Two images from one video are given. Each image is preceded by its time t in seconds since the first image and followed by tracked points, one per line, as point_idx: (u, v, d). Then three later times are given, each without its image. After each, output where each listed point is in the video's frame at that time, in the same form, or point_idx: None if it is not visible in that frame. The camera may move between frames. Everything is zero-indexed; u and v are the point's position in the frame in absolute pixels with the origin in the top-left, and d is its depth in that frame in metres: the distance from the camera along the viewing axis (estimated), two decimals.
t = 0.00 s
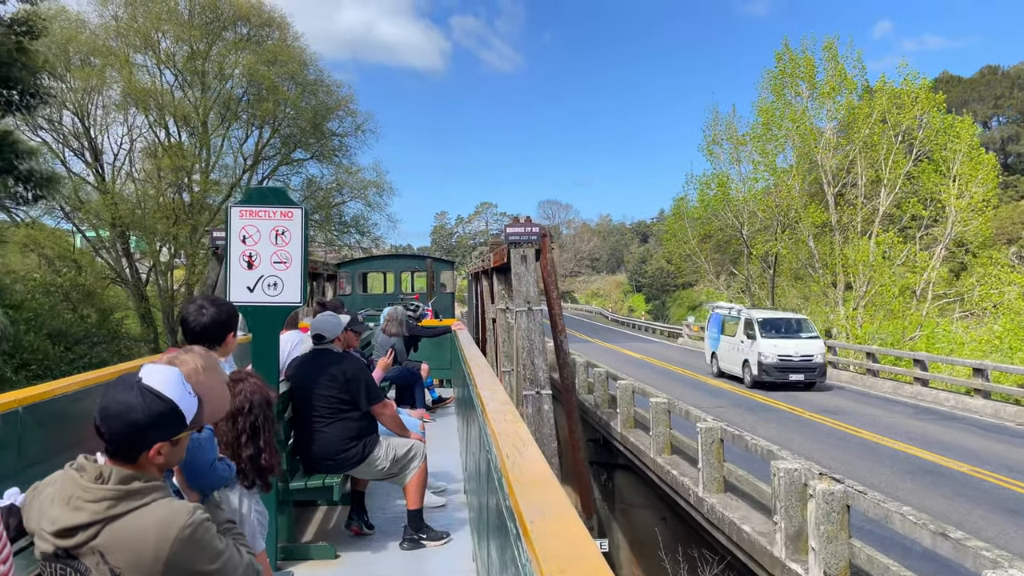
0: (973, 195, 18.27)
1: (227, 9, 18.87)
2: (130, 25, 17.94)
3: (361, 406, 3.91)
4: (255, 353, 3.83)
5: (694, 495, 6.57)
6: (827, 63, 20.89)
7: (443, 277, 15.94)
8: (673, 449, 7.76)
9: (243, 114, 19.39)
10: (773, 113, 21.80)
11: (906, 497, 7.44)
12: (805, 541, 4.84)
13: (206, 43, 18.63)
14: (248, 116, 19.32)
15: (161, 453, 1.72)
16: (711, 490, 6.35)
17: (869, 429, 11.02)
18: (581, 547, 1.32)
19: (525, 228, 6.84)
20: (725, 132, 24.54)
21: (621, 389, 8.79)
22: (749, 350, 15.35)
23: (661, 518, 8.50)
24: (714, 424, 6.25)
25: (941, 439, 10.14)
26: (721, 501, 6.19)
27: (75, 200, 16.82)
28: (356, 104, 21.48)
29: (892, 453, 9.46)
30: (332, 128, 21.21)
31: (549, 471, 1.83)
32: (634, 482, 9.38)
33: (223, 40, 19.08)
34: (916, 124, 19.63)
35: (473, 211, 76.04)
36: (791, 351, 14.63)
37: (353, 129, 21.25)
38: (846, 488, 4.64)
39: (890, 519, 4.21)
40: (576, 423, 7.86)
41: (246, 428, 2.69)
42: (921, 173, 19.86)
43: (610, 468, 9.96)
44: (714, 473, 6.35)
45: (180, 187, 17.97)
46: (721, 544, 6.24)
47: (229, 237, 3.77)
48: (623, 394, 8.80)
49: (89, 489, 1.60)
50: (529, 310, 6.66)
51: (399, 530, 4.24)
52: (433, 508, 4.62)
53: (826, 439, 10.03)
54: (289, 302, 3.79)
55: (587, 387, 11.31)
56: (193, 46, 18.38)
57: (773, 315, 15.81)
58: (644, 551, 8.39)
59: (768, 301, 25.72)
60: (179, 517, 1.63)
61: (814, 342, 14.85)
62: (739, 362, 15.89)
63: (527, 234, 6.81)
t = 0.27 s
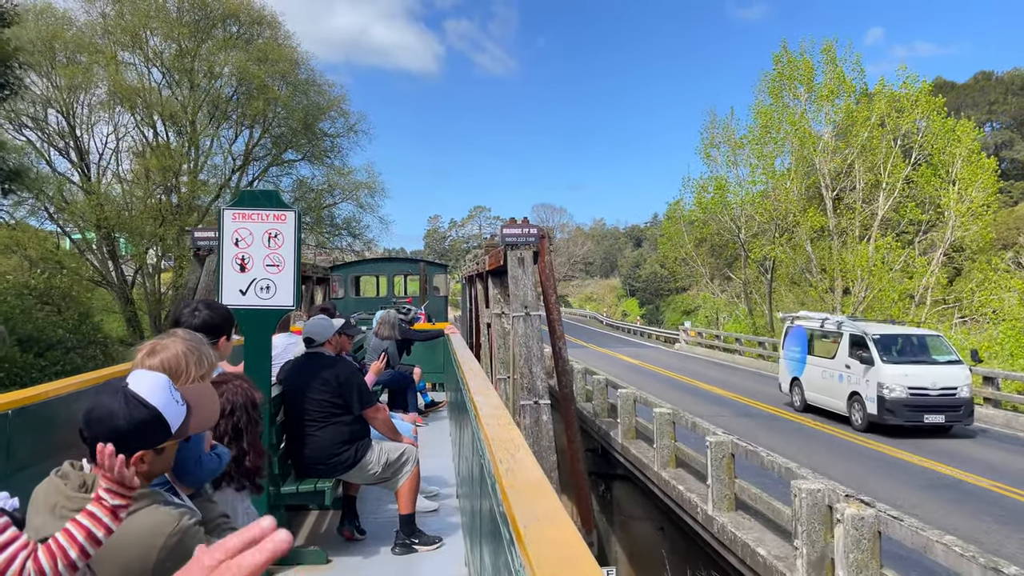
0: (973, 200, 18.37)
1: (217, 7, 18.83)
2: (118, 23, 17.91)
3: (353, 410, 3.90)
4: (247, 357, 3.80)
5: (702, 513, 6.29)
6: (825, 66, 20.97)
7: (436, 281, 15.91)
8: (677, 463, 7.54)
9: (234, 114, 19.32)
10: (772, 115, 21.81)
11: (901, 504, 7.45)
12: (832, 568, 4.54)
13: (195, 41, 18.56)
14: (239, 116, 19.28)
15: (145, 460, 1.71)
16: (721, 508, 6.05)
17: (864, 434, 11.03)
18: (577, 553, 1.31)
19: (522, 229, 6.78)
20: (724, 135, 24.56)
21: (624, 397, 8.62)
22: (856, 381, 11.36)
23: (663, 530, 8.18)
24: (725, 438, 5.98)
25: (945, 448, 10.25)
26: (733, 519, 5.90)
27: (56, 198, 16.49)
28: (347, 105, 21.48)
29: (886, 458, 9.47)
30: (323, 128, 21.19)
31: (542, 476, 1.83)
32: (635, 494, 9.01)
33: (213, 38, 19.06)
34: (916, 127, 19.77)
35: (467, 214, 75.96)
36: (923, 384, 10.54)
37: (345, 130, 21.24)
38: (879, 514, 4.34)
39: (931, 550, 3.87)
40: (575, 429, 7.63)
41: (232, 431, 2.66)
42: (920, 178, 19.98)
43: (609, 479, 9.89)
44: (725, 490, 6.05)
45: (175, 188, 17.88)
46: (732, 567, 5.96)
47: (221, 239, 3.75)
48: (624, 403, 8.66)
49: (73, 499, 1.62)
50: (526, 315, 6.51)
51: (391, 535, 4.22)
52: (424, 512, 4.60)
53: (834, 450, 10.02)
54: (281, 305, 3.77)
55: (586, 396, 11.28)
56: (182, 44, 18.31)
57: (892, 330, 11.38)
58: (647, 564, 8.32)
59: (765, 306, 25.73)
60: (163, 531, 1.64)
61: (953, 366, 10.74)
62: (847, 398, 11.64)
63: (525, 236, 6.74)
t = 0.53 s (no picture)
0: (971, 204, 18.78)
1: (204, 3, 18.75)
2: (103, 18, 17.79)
3: (341, 410, 3.88)
4: (234, 357, 3.79)
5: (708, 530, 5.96)
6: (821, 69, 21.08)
7: (427, 283, 15.90)
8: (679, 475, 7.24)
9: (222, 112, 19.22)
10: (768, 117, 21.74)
11: (890, 507, 7.48)
12: None
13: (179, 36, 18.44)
14: (228, 115, 19.17)
15: (119, 469, 1.69)
16: (730, 526, 5.73)
17: (854, 438, 11.05)
18: (561, 553, 1.31)
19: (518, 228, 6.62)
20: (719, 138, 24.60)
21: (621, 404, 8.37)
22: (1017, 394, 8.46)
23: (663, 543, 8.12)
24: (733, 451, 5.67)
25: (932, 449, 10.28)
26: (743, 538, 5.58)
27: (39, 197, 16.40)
28: (338, 104, 21.41)
29: (876, 461, 9.50)
30: (313, 127, 21.09)
31: (529, 477, 1.83)
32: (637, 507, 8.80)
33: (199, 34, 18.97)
34: (912, 130, 20.02)
35: (459, 215, 75.83)
36: None
37: (336, 129, 21.16)
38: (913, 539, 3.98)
39: None
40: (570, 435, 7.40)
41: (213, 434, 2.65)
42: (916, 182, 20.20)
43: (603, 487, 9.89)
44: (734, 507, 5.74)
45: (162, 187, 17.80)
46: None
47: (209, 239, 3.74)
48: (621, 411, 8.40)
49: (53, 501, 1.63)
50: (521, 318, 6.30)
51: (379, 536, 4.22)
52: (413, 513, 4.59)
53: (823, 451, 10.02)
54: (269, 305, 3.76)
55: (580, 400, 11.26)
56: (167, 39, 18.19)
57: None
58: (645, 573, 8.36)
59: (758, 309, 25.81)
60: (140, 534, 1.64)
61: None
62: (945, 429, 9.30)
63: (521, 236, 6.58)
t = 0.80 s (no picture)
0: (974, 205, 18.88)
1: None
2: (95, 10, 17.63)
3: (336, 409, 3.88)
4: (229, 356, 3.78)
5: (724, 547, 5.86)
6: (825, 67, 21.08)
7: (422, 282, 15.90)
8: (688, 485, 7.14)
9: (214, 105, 19.17)
10: (769, 118, 21.80)
11: (889, 511, 7.45)
12: None
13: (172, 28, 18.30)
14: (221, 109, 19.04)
15: (116, 471, 1.69)
16: (747, 545, 5.64)
17: (854, 442, 11.04)
18: (557, 553, 1.31)
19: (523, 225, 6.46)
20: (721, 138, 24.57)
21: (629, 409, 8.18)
22: None
23: (664, 554, 8.15)
24: (752, 467, 5.54)
25: (926, 454, 10.24)
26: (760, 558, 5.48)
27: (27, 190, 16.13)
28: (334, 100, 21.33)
29: (875, 465, 9.48)
30: (308, 123, 20.95)
31: (525, 477, 1.83)
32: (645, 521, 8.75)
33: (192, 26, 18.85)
34: (916, 131, 19.97)
35: (455, 214, 75.57)
36: None
37: (331, 124, 21.08)
38: (963, 573, 3.71)
39: None
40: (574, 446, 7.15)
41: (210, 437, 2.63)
42: (919, 183, 20.20)
43: (603, 495, 9.88)
44: (751, 525, 5.64)
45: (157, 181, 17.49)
46: None
47: (205, 237, 3.73)
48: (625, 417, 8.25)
49: (47, 503, 1.62)
50: (521, 321, 6.16)
51: (374, 536, 4.21)
52: (407, 513, 4.59)
53: (817, 453, 9.98)
54: (265, 303, 3.76)
55: (581, 404, 11.21)
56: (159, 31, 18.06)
57: None
58: None
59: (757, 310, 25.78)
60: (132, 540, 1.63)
61: None
62: None
63: (525, 234, 6.44)
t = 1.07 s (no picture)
0: (988, 207, 18.81)
1: None
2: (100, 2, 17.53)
3: (341, 406, 3.88)
4: (236, 354, 3.80)
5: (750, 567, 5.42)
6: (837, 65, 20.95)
7: (427, 279, 15.92)
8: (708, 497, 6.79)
9: (217, 99, 18.98)
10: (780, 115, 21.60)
11: (904, 520, 7.43)
12: None
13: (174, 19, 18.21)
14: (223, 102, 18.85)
15: (132, 469, 1.70)
16: (778, 565, 5.17)
17: (874, 449, 10.96)
18: (564, 553, 1.31)
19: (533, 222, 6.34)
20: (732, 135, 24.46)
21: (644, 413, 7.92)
22: None
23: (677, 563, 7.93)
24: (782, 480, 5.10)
25: (950, 462, 10.17)
26: None
27: (26, 184, 16.07)
28: (338, 94, 21.23)
29: (891, 472, 9.47)
30: (311, 117, 20.84)
31: (531, 476, 1.83)
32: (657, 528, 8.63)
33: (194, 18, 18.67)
34: (931, 129, 19.81)
35: (461, 211, 75.48)
36: None
37: (335, 119, 21.01)
38: None
39: None
40: (585, 451, 6.86)
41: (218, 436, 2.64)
42: (933, 183, 20.10)
43: (613, 502, 9.83)
44: (782, 544, 5.18)
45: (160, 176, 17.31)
46: None
47: (211, 234, 3.74)
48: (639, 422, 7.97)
49: (54, 501, 1.63)
50: (531, 321, 6.03)
51: (378, 534, 4.21)
52: (411, 511, 4.60)
53: (821, 462, 9.91)
54: (271, 300, 3.77)
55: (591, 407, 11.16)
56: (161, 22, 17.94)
57: None
58: None
59: (765, 311, 25.65)
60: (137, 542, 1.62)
61: None
62: None
63: (535, 231, 6.33)
